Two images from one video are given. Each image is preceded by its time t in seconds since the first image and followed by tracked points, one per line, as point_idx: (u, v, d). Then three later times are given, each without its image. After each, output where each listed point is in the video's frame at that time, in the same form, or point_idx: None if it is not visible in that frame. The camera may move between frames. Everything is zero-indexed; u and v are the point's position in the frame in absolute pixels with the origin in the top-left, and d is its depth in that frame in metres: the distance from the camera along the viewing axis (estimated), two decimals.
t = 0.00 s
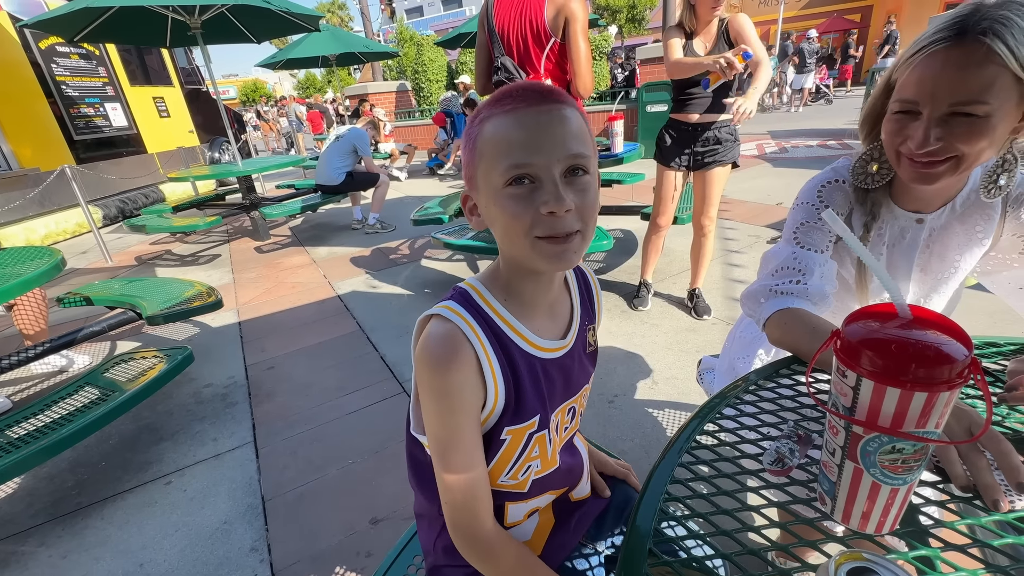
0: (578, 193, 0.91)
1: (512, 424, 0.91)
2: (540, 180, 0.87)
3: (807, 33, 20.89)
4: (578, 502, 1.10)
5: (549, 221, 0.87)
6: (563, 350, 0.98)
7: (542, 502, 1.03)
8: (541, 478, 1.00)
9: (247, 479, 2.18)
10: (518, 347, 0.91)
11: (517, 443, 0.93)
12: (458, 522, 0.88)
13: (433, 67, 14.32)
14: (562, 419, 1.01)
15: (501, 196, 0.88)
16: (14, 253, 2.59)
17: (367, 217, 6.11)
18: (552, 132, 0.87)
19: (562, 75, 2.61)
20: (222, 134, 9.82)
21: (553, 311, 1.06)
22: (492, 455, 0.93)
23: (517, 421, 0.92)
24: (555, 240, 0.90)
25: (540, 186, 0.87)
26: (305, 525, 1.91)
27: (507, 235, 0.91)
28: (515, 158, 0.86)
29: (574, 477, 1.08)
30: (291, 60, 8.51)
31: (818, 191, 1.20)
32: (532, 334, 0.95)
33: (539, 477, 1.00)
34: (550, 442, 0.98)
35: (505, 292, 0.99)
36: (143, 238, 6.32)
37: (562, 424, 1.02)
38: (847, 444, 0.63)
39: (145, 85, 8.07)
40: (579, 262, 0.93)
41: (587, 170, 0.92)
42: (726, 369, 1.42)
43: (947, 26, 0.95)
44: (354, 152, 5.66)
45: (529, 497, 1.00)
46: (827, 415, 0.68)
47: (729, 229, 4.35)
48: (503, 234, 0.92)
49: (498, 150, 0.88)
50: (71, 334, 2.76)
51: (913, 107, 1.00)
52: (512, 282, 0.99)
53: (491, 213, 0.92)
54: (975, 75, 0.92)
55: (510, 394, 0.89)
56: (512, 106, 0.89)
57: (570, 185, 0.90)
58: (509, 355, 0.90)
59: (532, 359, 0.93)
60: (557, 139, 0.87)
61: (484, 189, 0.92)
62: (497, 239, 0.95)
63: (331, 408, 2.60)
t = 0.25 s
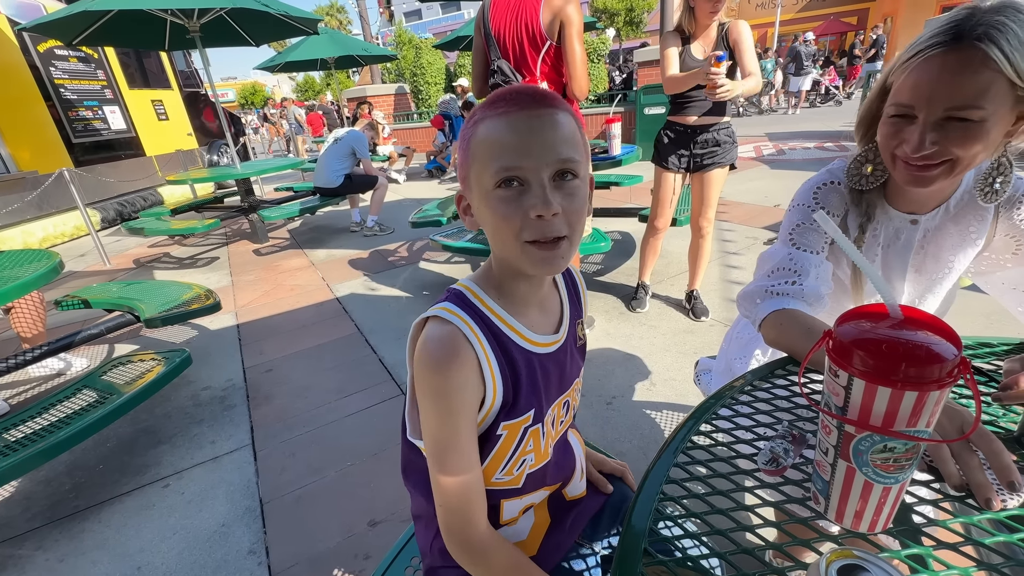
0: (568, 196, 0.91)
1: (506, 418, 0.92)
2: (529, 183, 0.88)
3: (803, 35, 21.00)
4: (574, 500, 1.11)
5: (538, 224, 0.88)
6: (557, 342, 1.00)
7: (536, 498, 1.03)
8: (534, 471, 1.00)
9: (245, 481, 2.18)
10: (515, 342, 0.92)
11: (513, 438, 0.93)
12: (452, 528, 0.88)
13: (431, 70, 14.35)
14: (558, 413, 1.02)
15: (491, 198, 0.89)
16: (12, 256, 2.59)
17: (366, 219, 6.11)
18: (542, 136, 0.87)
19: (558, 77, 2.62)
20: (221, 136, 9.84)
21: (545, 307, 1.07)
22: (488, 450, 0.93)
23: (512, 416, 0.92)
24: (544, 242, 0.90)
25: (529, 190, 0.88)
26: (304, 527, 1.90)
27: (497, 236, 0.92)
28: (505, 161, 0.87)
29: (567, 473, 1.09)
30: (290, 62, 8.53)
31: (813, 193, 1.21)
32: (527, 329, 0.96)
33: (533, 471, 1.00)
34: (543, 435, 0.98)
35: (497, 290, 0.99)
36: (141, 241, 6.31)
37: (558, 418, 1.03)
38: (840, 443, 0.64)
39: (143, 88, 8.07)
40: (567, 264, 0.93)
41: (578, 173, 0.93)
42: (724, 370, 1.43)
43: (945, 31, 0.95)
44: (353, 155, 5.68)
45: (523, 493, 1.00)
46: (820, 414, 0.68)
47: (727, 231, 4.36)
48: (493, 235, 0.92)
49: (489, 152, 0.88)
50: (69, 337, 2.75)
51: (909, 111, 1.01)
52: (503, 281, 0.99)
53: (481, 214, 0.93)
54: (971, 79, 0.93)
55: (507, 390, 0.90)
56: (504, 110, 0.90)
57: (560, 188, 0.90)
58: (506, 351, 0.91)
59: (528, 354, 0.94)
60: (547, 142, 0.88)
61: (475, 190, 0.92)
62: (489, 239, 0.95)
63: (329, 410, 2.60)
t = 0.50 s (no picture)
0: (559, 198, 0.93)
1: (502, 396, 0.92)
2: (526, 184, 0.89)
3: (801, 37, 21.09)
4: (575, 499, 1.11)
5: (533, 225, 0.89)
6: (549, 323, 1.02)
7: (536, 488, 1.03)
8: (527, 447, 0.99)
9: (244, 483, 2.18)
10: (510, 322, 0.93)
11: (509, 415, 0.93)
12: (450, 520, 0.86)
13: (430, 72, 14.39)
14: (554, 393, 1.03)
15: (488, 196, 0.89)
16: (11, 259, 2.59)
17: (365, 221, 6.11)
18: (533, 137, 0.88)
19: (554, 79, 2.64)
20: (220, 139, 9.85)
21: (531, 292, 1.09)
22: (485, 430, 0.92)
23: (508, 393, 0.92)
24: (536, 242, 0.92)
25: (526, 191, 0.89)
26: (304, 529, 1.90)
27: (490, 233, 0.92)
28: (504, 162, 0.87)
29: (566, 466, 1.09)
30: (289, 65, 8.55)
31: (805, 194, 1.22)
32: (521, 311, 0.97)
33: (526, 446, 0.99)
34: (536, 411, 0.99)
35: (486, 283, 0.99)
36: (140, 243, 6.31)
37: (556, 399, 1.04)
38: (837, 440, 0.64)
39: (142, 91, 8.08)
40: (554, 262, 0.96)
41: (566, 175, 0.95)
42: (723, 370, 1.43)
43: (934, 32, 0.96)
44: (352, 157, 5.68)
45: (514, 470, 0.99)
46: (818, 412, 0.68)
47: (725, 233, 4.37)
48: (486, 232, 0.93)
49: (486, 151, 0.88)
50: (68, 339, 2.75)
51: (903, 112, 1.01)
52: (490, 272, 0.99)
53: (475, 211, 0.93)
54: (964, 79, 0.94)
55: (504, 371, 0.91)
56: (502, 110, 0.89)
57: (552, 189, 0.92)
58: (503, 331, 0.92)
59: (523, 333, 0.95)
60: (542, 145, 0.89)
61: (469, 185, 0.92)
62: (479, 235, 0.96)
63: (329, 412, 2.60)
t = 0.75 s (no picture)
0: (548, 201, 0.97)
1: (494, 377, 0.92)
2: (522, 189, 0.91)
3: (801, 39, 21.12)
4: (574, 486, 1.10)
5: (526, 226, 0.93)
6: (536, 310, 1.03)
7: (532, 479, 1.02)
8: (520, 431, 1.00)
9: (246, 484, 2.18)
10: (498, 310, 0.94)
11: (500, 397, 0.93)
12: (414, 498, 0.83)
13: (431, 74, 14.39)
14: (545, 377, 1.04)
15: (485, 198, 0.91)
16: (12, 260, 2.59)
17: (366, 223, 6.11)
18: (527, 148, 0.90)
19: (550, 78, 2.60)
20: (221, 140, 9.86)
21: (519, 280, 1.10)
22: (474, 415, 0.92)
23: (498, 375, 0.92)
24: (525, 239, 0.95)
25: (522, 195, 0.91)
26: (306, 530, 1.90)
27: (483, 232, 0.94)
28: (504, 169, 0.89)
29: (560, 454, 1.09)
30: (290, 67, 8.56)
31: (789, 196, 1.24)
32: (508, 300, 0.98)
33: (518, 430, 0.99)
34: (527, 394, 0.99)
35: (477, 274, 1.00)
36: (140, 245, 6.32)
37: (548, 382, 1.06)
38: (840, 440, 0.65)
39: (143, 93, 8.09)
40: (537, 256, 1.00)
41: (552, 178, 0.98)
42: (724, 371, 1.44)
43: (883, 31, 0.98)
44: (353, 158, 5.69)
45: (509, 454, 0.98)
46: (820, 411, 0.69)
47: (726, 234, 4.38)
48: (480, 232, 0.94)
49: (487, 159, 0.89)
50: (69, 341, 2.75)
51: (867, 107, 1.02)
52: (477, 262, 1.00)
53: (471, 212, 0.94)
54: (919, 74, 0.95)
55: (495, 357, 0.91)
56: (503, 122, 0.89)
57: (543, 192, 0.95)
58: (490, 318, 0.93)
59: (512, 320, 0.96)
60: (536, 152, 0.91)
61: (464, 186, 0.92)
62: (471, 233, 0.97)
63: (330, 413, 2.61)
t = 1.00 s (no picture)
0: (523, 193, 0.96)
1: (477, 371, 0.94)
2: (490, 178, 0.92)
3: (802, 40, 21.13)
4: (573, 483, 1.09)
5: (495, 214, 0.93)
6: (526, 309, 1.06)
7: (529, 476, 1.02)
8: (510, 427, 1.00)
9: (249, 485, 2.18)
10: (485, 308, 0.97)
11: (485, 391, 0.95)
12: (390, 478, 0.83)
13: (432, 75, 14.40)
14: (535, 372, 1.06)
15: (456, 188, 0.94)
16: (16, 261, 2.60)
17: (368, 224, 6.12)
18: (501, 140, 0.92)
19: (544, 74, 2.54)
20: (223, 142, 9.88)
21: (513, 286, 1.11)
22: (460, 412, 0.94)
23: (481, 368, 0.94)
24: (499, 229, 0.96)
25: (489, 183, 0.93)
26: (309, 531, 1.90)
27: (460, 222, 0.97)
28: (471, 160, 0.92)
29: (557, 451, 1.07)
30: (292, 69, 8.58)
31: (790, 199, 1.24)
32: (496, 298, 1.01)
33: (509, 425, 1.00)
34: (513, 390, 0.99)
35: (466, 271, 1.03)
36: (143, 246, 6.33)
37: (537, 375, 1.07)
38: (848, 442, 0.65)
39: (146, 95, 8.11)
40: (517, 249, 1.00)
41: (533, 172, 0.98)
42: (727, 373, 1.43)
43: (871, 31, 1.00)
44: (355, 160, 5.69)
45: (500, 450, 0.99)
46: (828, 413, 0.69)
47: (728, 235, 4.37)
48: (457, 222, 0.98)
49: (458, 151, 0.92)
50: (73, 342, 2.76)
51: (862, 102, 1.02)
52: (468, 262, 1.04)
53: (449, 205, 0.98)
54: (910, 65, 0.95)
55: (478, 346, 0.94)
56: (474, 116, 0.93)
57: (517, 184, 0.95)
58: (478, 315, 0.96)
59: (499, 317, 0.99)
60: (508, 145, 0.92)
61: (442, 180, 0.97)
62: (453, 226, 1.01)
63: (333, 414, 2.61)
